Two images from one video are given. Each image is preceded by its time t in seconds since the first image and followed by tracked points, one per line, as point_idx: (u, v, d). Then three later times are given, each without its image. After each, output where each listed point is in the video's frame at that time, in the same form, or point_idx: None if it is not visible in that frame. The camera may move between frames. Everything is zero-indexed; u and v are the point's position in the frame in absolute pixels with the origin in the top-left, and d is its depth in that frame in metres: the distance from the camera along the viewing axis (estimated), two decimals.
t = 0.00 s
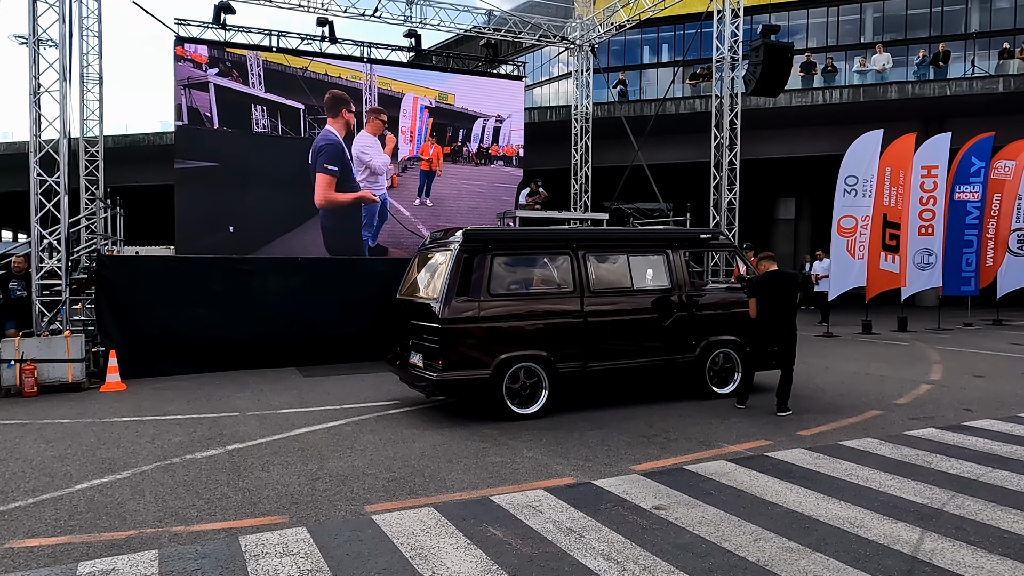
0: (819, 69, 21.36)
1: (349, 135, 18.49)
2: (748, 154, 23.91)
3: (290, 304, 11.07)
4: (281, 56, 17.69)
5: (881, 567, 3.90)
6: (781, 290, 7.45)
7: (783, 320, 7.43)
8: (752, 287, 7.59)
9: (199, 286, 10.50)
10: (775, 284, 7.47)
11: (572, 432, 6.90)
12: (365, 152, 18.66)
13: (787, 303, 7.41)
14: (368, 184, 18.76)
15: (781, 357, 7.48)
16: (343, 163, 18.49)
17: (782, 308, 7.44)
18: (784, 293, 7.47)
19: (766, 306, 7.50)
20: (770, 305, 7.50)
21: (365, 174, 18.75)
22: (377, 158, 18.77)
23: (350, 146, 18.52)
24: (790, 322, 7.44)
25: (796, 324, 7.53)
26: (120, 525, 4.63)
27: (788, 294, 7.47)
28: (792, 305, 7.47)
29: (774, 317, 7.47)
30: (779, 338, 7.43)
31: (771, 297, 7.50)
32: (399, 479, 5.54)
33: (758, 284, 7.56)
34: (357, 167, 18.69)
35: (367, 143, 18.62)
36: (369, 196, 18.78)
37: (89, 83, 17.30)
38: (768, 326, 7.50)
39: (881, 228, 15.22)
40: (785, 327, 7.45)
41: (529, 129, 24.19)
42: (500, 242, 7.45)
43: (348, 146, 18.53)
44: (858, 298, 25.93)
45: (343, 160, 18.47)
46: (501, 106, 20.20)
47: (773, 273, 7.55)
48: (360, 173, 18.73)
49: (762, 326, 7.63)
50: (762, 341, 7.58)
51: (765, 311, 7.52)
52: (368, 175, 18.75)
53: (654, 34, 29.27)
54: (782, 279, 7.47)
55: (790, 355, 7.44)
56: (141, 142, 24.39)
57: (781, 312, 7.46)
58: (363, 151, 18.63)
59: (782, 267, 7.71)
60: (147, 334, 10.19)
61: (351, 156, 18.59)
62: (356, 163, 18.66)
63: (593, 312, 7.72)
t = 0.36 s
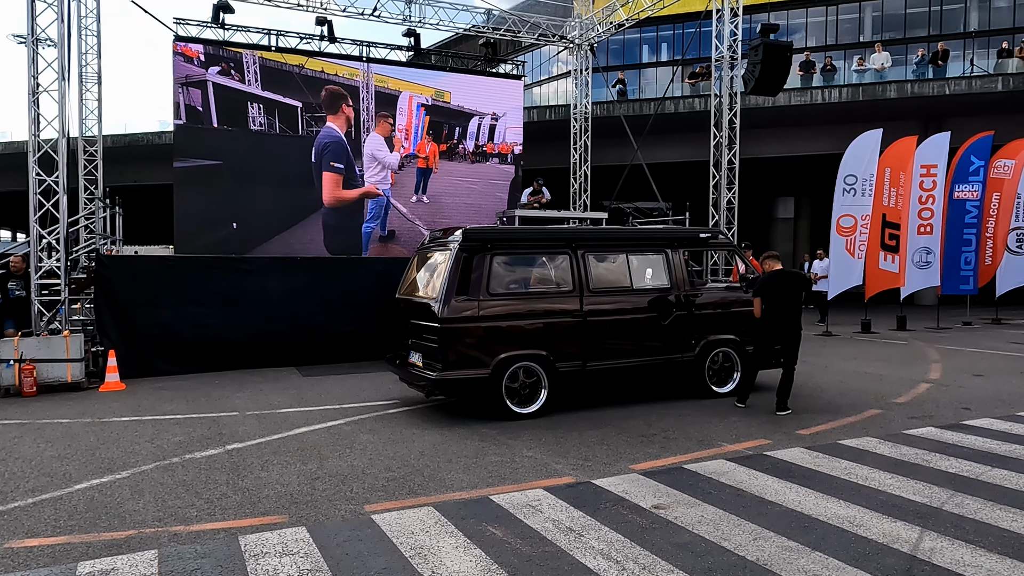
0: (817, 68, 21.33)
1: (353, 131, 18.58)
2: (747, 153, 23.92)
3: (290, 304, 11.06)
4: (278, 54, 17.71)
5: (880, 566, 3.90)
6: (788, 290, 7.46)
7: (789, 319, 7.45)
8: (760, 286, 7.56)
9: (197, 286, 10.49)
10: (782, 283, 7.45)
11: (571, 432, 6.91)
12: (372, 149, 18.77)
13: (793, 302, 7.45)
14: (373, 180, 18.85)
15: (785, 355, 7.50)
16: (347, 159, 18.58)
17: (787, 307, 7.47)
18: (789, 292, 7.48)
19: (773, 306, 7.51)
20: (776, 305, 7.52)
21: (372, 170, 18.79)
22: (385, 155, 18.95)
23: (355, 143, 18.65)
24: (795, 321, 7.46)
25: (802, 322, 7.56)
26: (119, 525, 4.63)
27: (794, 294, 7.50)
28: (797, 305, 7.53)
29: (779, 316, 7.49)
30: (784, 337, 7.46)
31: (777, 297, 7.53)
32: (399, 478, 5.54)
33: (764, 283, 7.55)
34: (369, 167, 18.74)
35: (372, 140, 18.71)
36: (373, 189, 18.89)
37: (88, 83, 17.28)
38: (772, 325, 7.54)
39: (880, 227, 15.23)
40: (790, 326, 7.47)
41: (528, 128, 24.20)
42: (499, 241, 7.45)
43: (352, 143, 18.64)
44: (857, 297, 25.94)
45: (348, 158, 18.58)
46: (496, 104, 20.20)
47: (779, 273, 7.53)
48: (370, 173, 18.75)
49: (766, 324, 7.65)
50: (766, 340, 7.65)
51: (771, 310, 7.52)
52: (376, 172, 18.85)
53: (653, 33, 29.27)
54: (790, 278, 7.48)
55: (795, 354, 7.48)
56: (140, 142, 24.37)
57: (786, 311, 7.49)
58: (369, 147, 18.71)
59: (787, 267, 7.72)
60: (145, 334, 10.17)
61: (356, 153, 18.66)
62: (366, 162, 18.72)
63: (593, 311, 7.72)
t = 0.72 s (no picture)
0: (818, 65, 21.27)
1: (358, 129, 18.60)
2: (747, 151, 23.91)
3: (290, 302, 11.06)
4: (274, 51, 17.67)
5: (879, 563, 3.90)
6: (795, 286, 7.42)
7: (797, 316, 7.41)
8: (767, 283, 7.51)
9: (199, 284, 10.50)
10: (789, 280, 7.43)
11: (571, 429, 6.91)
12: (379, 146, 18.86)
13: (801, 299, 7.39)
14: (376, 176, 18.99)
15: (791, 352, 7.50)
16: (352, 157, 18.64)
17: (795, 304, 7.41)
18: (795, 287, 7.45)
19: (781, 304, 7.45)
20: (784, 302, 7.46)
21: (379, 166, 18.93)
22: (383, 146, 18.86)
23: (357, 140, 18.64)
24: (803, 318, 7.43)
25: (809, 320, 7.53)
26: (120, 522, 4.64)
27: (801, 290, 7.45)
28: (806, 303, 7.47)
29: (788, 312, 7.44)
30: (790, 333, 7.43)
31: (785, 294, 7.46)
32: (399, 476, 5.55)
33: (771, 281, 7.50)
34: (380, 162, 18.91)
35: (379, 137, 18.80)
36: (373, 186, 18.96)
37: (89, 81, 17.27)
38: (780, 322, 7.48)
39: (880, 225, 15.23)
40: (796, 322, 7.45)
41: (529, 126, 24.20)
42: (499, 239, 7.45)
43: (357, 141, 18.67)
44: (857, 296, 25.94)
45: (355, 156, 18.65)
46: (490, 102, 20.21)
47: (785, 270, 7.49)
48: (378, 165, 18.90)
49: (772, 322, 7.59)
50: (772, 337, 7.58)
51: (780, 307, 7.46)
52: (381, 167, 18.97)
53: (654, 32, 29.29)
54: (796, 275, 7.44)
55: (800, 351, 7.49)
56: (141, 140, 24.38)
57: (794, 308, 7.43)
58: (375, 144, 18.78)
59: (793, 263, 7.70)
60: (147, 332, 10.18)
61: (360, 150, 18.67)
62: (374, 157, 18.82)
63: (593, 309, 7.72)
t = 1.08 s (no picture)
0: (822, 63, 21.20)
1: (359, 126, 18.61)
2: (751, 149, 23.86)
3: (293, 299, 11.07)
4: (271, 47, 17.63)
5: (882, 562, 3.89)
6: (806, 285, 7.35)
7: (808, 314, 7.36)
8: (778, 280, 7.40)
9: (203, 281, 10.52)
10: (801, 278, 7.35)
11: (574, 427, 6.90)
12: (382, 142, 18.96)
13: (812, 297, 7.33)
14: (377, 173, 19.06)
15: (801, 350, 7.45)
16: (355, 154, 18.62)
17: (806, 303, 7.35)
18: (807, 287, 7.38)
19: (791, 302, 7.37)
20: (794, 300, 7.39)
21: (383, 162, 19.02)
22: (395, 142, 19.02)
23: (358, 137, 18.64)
24: (812, 317, 7.39)
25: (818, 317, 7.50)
26: (123, 519, 4.65)
27: (812, 289, 7.39)
28: (817, 302, 7.42)
29: (799, 310, 7.37)
30: (799, 332, 7.39)
31: (796, 291, 7.40)
32: (401, 473, 5.55)
33: (782, 278, 7.38)
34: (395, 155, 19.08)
35: (382, 134, 18.86)
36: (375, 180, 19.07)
37: (93, 79, 17.30)
38: (790, 321, 7.41)
39: (884, 223, 15.21)
40: (808, 323, 7.40)
41: (532, 124, 24.18)
42: (502, 237, 7.44)
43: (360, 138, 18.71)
44: (861, 294, 25.87)
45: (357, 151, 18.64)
46: (487, 100, 20.13)
47: (798, 269, 7.42)
48: (391, 157, 19.05)
49: (783, 321, 7.51)
50: (784, 337, 7.48)
51: (791, 304, 7.39)
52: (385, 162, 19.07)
53: (657, 29, 29.27)
54: (807, 273, 7.38)
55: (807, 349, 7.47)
56: (145, 137, 24.43)
57: (805, 305, 7.37)
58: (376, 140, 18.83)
59: (804, 261, 7.64)
60: (151, 329, 10.21)
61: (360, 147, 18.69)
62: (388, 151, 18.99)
63: (595, 307, 7.71)
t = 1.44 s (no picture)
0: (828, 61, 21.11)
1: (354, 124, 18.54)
2: (756, 147, 23.80)
3: (298, 296, 11.08)
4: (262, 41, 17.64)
5: (890, 560, 3.88)
6: (822, 282, 7.15)
7: (824, 312, 7.16)
8: (795, 277, 7.22)
9: (208, 278, 10.53)
10: (817, 274, 7.16)
11: (580, 424, 6.89)
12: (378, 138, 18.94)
13: (828, 294, 7.14)
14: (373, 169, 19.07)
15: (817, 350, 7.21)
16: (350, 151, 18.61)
17: (821, 300, 7.16)
18: (823, 284, 7.17)
19: (808, 299, 7.18)
20: (810, 297, 7.21)
21: (380, 158, 19.01)
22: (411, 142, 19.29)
23: (353, 134, 18.58)
24: (828, 315, 7.20)
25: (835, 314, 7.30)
26: (130, 514, 4.66)
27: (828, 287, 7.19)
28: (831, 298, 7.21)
29: (815, 308, 7.17)
30: (813, 330, 7.19)
31: (811, 289, 7.21)
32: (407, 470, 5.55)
33: (798, 275, 7.21)
34: (406, 151, 19.25)
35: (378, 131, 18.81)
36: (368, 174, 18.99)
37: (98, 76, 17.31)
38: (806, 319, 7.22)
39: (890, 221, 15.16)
40: (824, 320, 7.19)
41: (537, 122, 24.15)
42: (507, 234, 7.43)
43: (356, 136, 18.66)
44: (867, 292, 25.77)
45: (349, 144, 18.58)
46: (482, 98, 20.11)
47: (813, 265, 7.25)
48: (399, 151, 19.12)
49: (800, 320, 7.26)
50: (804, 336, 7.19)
51: (807, 301, 7.20)
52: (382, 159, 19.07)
53: (662, 27, 29.18)
54: (824, 270, 7.20)
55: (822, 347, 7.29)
56: (149, 135, 24.48)
57: (821, 303, 7.18)
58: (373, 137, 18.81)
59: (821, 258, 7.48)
60: (156, 325, 10.23)
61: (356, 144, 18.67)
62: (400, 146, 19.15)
63: (601, 304, 7.69)
